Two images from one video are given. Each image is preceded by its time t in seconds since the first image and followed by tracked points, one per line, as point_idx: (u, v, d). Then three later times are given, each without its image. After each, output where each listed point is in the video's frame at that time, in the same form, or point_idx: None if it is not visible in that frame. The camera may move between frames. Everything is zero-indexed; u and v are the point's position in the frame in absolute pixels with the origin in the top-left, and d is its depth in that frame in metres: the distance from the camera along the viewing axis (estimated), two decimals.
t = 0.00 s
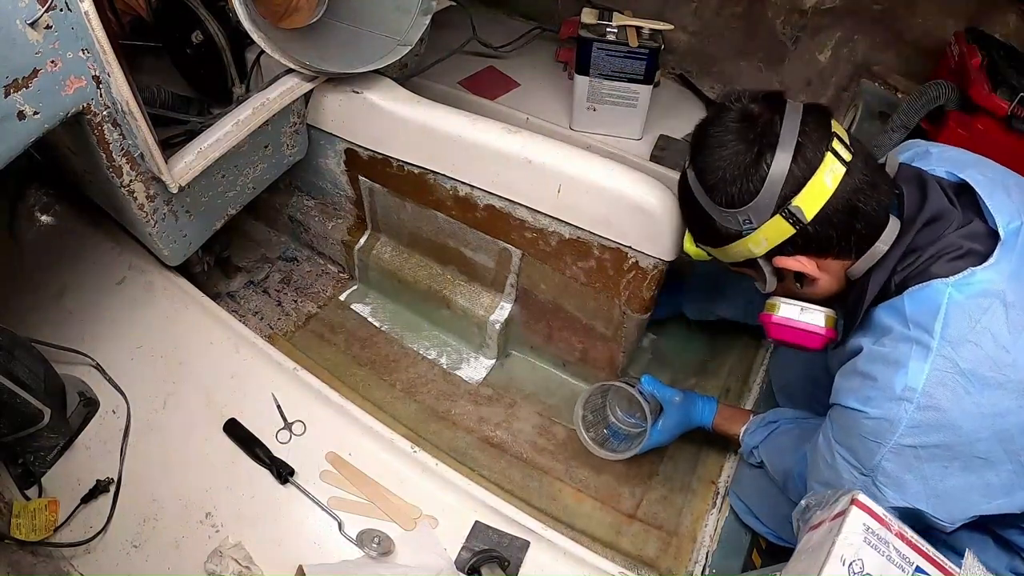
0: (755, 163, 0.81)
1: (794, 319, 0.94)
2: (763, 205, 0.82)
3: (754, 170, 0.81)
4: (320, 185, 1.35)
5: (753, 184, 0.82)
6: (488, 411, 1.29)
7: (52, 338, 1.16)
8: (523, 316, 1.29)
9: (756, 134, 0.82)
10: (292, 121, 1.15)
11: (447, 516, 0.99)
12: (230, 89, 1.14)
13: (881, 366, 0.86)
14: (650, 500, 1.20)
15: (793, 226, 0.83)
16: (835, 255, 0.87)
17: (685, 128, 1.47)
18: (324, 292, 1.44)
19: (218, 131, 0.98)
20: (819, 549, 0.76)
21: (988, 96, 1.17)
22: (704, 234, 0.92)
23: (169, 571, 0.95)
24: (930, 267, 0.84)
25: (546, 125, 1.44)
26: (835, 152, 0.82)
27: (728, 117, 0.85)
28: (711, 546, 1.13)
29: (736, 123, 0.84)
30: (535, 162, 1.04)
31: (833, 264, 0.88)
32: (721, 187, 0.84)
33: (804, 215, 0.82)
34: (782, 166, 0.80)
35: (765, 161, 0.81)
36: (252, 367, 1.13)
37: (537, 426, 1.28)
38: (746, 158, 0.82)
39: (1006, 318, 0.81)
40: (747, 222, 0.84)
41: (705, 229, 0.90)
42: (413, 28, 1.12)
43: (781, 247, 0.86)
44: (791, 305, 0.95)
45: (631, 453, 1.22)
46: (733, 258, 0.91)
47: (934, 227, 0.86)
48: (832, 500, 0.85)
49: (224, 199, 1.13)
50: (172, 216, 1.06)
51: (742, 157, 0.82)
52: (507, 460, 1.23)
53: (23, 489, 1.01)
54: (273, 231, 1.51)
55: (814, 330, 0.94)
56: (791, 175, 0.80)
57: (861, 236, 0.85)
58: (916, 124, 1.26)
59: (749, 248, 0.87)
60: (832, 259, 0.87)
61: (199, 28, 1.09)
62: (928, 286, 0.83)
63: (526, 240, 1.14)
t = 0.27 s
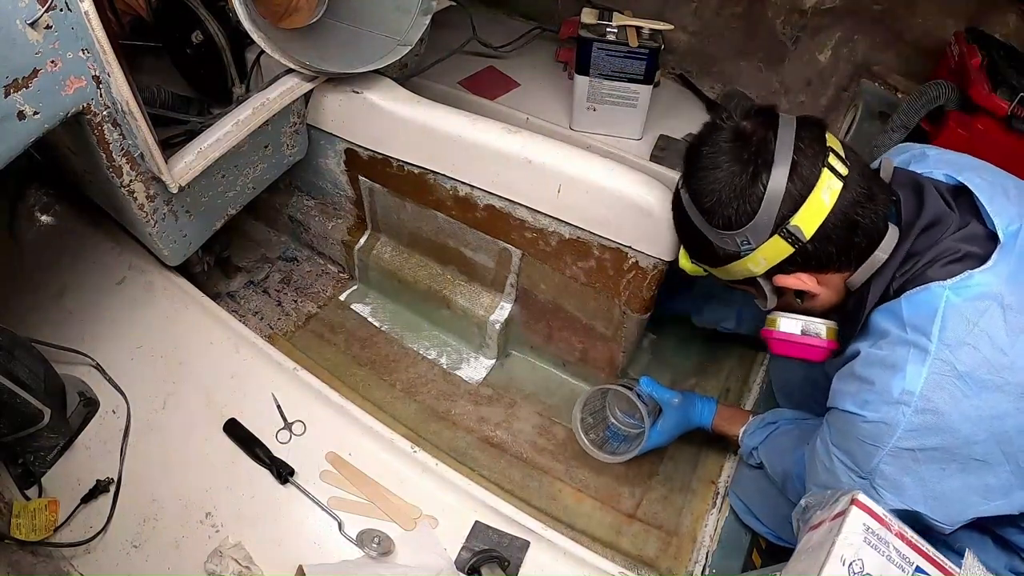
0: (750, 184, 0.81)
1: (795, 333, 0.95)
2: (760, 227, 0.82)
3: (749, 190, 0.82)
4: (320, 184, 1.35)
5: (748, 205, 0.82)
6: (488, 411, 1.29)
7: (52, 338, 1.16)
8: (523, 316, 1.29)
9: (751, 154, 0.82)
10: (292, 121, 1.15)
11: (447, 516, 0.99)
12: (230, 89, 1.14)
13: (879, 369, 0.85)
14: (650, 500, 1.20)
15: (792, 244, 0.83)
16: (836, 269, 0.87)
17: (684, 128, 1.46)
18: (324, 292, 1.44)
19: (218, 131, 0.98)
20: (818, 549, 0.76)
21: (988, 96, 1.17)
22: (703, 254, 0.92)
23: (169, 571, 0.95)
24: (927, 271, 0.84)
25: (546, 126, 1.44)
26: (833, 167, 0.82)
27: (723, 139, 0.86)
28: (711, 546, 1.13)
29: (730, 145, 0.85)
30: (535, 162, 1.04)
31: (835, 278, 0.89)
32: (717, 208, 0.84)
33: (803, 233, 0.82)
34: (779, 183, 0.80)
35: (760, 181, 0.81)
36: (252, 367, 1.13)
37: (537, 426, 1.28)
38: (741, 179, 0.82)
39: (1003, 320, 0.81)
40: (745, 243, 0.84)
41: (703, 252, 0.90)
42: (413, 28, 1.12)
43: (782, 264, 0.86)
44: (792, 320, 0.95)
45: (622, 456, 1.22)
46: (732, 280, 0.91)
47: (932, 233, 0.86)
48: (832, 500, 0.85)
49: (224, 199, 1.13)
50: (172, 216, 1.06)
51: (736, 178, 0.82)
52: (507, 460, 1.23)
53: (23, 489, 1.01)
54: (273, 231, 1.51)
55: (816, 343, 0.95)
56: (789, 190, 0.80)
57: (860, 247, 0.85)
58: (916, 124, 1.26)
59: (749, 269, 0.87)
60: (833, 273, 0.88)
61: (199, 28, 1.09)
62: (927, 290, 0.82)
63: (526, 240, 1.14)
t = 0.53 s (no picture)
0: (741, 203, 0.81)
1: (801, 346, 0.96)
2: (754, 246, 0.82)
3: (738, 212, 0.81)
4: (320, 184, 1.35)
5: (737, 226, 0.82)
6: (488, 411, 1.30)
7: (52, 338, 1.16)
8: (523, 316, 1.29)
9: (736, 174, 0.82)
10: (292, 121, 1.15)
11: (447, 516, 0.99)
12: (230, 89, 1.14)
13: (882, 374, 0.85)
14: (650, 500, 1.20)
15: (787, 260, 0.83)
16: (835, 280, 0.87)
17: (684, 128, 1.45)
18: (324, 292, 1.44)
19: (218, 131, 0.98)
20: (818, 549, 0.76)
21: (988, 96, 1.17)
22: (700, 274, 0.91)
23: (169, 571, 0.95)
24: (928, 277, 0.84)
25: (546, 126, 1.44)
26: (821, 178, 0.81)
27: (708, 162, 0.86)
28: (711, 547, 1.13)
29: (716, 167, 0.84)
30: (535, 162, 1.04)
31: (836, 288, 0.89)
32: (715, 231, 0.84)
33: (796, 248, 0.82)
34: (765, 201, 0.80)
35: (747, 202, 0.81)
36: (252, 367, 1.13)
37: (537, 426, 1.28)
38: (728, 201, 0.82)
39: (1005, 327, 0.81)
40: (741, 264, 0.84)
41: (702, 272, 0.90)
42: (413, 28, 1.12)
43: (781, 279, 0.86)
44: (798, 333, 0.96)
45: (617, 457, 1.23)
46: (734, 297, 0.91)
47: (930, 238, 0.87)
48: (832, 500, 0.85)
49: (224, 199, 1.13)
50: (172, 216, 1.06)
51: (726, 199, 0.82)
52: (507, 460, 1.23)
53: (23, 489, 1.01)
54: (273, 231, 1.50)
55: (824, 355, 0.95)
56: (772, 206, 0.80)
57: (857, 256, 0.85)
58: (916, 124, 1.26)
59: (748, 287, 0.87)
60: (833, 284, 0.88)
61: (199, 28, 1.09)
62: (928, 294, 0.82)
63: (526, 240, 1.14)
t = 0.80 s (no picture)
0: (886, 402, 0.67)
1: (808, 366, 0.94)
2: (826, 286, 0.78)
3: (881, 348, 0.66)
4: (320, 184, 1.35)
5: (891, 309, 0.66)
6: (488, 411, 1.30)
7: (52, 338, 1.16)
8: (523, 316, 1.29)
9: (883, 310, 0.65)
10: (292, 121, 1.15)
11: (447, 516, 0.99)
12: (230, 89, 1.14)
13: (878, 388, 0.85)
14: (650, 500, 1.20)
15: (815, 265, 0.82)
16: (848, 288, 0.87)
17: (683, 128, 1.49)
18: (324, 292, 1.44)
19: (218, 131, 0.98)
20: (818, 549, 0.76)
21: (988, 95, 1.17)
22: (806, 333, 0.68)
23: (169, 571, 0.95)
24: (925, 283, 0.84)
25: (546, 126, 1.44)
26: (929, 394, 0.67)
27: (830, 266, 0.70)
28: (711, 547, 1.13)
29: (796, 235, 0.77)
30: (535, 162, 1.04)
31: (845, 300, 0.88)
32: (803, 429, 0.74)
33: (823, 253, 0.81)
34: (890, 261, 0.68)
35: (895, 299, 0.66)
36: (252, 367, 1.13)
37: (537, 426, 1.28)
38: (873, 269, 0.68)
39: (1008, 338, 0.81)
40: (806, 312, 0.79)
41: (815, 378, 0.68)
42: (413, 28, 1.12)
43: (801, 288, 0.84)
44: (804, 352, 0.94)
45: (626, 518, 1.15)
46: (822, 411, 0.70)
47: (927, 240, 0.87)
48: (832, 500, 0.85)
49: (224, 199, 1.13)
50: (172, 216, 1.06)
51: (886, 386, 0.67)
52: (507, 460, 1.23)
53: (23, 489, 1.01)
54: (273, 231, 1.50)
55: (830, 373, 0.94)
56: (913, 277, 0.67)
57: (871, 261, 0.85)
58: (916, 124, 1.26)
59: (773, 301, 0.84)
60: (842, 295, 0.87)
61: (199, 28, 1.09)
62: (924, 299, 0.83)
63: (526, 240, 1.15)
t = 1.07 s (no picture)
0: (948, 376, 0.66)
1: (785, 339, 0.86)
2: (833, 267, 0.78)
3: (949, 340, 0.65)
4: (320, 184, 1.35)
5: (964, 295, 0.65)
6: (488, 412, 1.30)
7: (52, 338, 1.16)
8: (523, 316, 1.29)
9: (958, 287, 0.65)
10: (292, 121, 1.15)
11: (447, 516, 0.99)
12: (230, 89, 1.14)
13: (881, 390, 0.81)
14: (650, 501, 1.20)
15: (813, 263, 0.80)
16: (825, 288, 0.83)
17: (684, 129, 1.49)
18: (324, 292, 1.44)
19: (218, 131, 0.98)
20: (818, 549, 0.76)
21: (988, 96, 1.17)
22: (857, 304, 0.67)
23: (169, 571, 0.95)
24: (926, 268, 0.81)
25: (546, 126, 1.44)
26: (986, 382, 0.67)
27: (914, 227, 0.68)
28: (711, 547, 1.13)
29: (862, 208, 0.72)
30: (535, 162, 1.04)
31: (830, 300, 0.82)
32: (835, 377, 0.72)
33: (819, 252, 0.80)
34: (966, 244, 0.67)
35: (964, 284, 0.66)
36: (252, 367, 1.13)
37: (537, 426, 1.28)
38: (944, 243, 0.67)
39: None
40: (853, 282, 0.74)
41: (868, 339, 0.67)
42: (414, 28, 1.12)
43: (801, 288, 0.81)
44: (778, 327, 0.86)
45: (637, 513, 1.15)
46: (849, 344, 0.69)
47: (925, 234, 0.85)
48: (831, 501, 0.85)
49: (224, 199, 1.13)
50: (172, 216, 1.06)
51: (943, 388, 0.67)
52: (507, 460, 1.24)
53: (23, 489, 1.01)
54: (273, 231, 1.50)
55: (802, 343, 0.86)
56: (987, 265, 0.66)
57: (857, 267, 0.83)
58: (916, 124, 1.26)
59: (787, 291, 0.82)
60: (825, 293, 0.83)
61: (199, 28, 1.09)
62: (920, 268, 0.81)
63: (526, 240, 1.15)
